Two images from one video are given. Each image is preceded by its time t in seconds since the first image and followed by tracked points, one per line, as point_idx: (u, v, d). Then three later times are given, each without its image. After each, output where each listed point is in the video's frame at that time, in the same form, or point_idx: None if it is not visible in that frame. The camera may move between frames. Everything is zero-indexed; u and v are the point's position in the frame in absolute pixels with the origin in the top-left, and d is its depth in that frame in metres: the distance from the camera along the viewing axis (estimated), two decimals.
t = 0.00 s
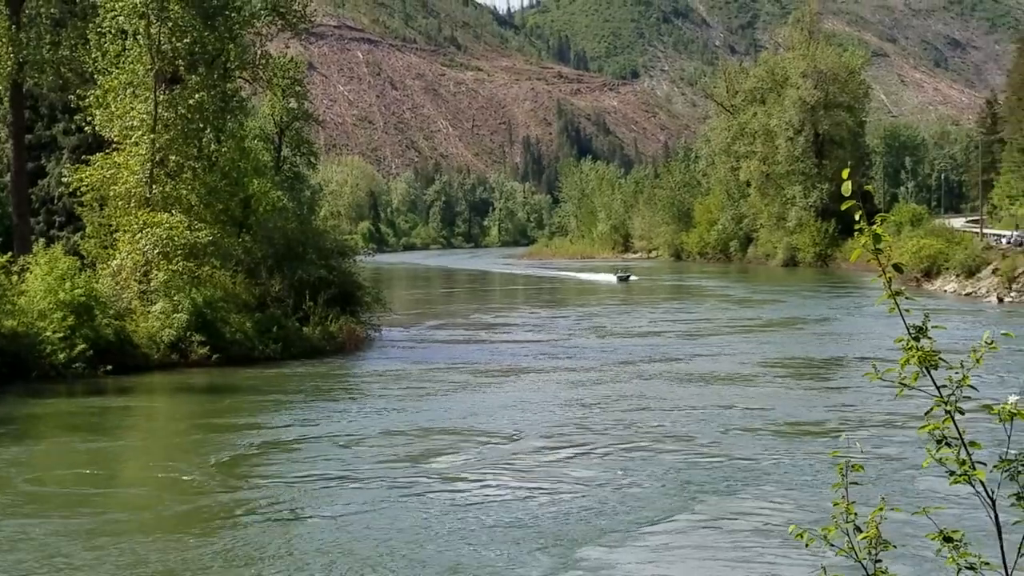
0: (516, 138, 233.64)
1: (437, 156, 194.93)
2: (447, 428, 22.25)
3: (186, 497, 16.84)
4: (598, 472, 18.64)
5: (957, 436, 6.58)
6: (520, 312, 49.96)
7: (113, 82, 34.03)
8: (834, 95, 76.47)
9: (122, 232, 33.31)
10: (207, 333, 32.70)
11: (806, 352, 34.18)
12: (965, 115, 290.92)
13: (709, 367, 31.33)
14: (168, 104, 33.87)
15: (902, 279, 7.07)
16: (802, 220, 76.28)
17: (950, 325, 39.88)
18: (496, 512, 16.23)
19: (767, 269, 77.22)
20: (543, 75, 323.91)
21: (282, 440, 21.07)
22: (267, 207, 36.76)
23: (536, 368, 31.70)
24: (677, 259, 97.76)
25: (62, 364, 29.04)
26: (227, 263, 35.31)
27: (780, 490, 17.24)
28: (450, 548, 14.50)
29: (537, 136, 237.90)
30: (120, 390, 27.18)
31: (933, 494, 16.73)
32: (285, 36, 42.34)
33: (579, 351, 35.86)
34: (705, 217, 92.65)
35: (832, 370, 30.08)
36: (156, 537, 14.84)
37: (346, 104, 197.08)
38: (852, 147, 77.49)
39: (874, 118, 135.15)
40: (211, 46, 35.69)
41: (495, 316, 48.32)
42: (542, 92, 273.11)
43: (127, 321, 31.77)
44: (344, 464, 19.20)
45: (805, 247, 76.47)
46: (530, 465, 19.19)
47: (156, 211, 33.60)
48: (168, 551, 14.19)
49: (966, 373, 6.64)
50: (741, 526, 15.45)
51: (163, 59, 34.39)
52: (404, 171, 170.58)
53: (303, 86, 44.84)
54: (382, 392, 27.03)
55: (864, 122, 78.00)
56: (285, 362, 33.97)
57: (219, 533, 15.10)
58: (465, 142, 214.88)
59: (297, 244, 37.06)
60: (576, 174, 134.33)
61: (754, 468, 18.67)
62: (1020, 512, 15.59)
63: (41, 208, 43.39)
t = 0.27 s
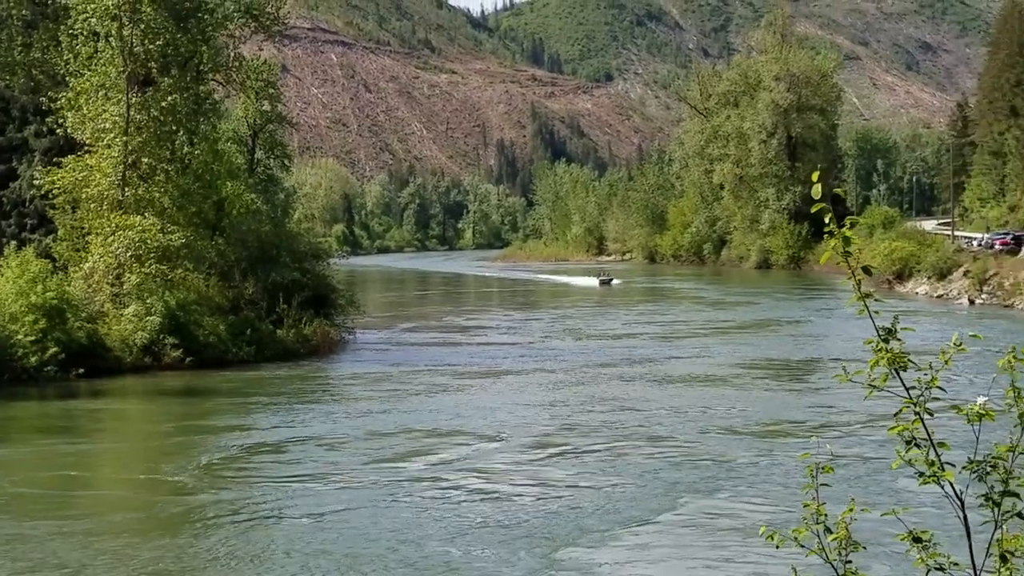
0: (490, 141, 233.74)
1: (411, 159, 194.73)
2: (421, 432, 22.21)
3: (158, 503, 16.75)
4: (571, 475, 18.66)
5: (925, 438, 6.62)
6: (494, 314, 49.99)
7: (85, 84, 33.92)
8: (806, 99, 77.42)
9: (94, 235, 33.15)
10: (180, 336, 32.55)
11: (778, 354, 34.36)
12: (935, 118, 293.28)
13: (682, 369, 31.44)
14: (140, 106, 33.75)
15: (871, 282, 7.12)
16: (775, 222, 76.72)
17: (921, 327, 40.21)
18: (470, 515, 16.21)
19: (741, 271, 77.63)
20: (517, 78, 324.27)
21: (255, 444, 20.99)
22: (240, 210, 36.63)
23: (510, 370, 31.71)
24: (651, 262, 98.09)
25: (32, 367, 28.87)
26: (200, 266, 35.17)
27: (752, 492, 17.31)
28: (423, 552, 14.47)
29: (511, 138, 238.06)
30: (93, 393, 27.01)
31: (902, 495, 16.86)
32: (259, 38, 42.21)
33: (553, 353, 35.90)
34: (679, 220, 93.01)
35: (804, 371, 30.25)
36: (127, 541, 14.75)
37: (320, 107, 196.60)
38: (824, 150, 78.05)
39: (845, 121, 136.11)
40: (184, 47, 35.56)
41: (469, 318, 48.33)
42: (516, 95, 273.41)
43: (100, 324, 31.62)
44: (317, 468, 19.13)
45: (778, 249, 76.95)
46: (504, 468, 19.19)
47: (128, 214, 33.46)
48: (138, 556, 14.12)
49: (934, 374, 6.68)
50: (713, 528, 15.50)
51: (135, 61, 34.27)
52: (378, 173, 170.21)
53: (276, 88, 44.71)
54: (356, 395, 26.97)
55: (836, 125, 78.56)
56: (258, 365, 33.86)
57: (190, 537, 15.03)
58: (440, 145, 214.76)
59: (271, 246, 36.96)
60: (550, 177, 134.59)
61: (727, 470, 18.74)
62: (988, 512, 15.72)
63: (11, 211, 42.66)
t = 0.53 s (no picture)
0: (457, 142, 233.54)
1: (378, 160, 194.32)
2: (388, 433, 22.20)
3: (122, 507, 16.67)
4: (538, 475, 18.73)
5: (886, 435, 6.74)
6: (462, 315, 50.04)
7: (49, 85, 33.69)
8: (772, 99, 77.93)
9: (59, 236, 32.93)
10: (146, 338, 32.38)
11: (743, 353, 34.62)
12: (899, 119, 296.17)
13: (649, 368, 31.59)
14: (105, 107, 33.57)
15: (832, 283, 7.24)
16: (741, 223, 77.26)
17: (884, 325, 40.66)
18: (437, 517, 16.25)
19: (707, 271, 78.08)
20: (484, 78, 324.13)
21: (221, 447, 20.91)
22: (207, 212, 36.56)
23: (478, 371, 31.75)
24: (619, 263, 98.46)
25: None
26: (166, 267, 35.00)
27: (717, 490, 17.45)
28: (390, 554, 14.49)
29: (479, 139, 238.12)
30: (58, 396, 26.81)
31: (864, 493, 17.07)
32: (225, 39, 42.03)
33: (521, 354, 36.01)
34: (646, 220, 93.38)
35: (770, 370, 30.52)
36: (91, 546, 14.68)
37: (286, 108, 195.81)
38: (789, 150, 78.64)
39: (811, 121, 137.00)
40: (149, 49, 35.38)
41: (437, 319, 48.35)
42: (484, 96, 273.26)
43: (65, 327, 31.40)
44: (284, 471, 19.09)
45: (744, 249, 77.44)
46: (471, 469, 19.23)
47: (93, 216, 33.25)
48: (102, 560, 14.05)
49: (893, 373, 6.80)
50: (678, 527, 15.62)
51: (100, 63, 34.07)
52: (345, 175, 169.66)
53: (242, 89, 44.55)
54: (323, 396, 26.92)
55: (801, 126, 79.25)
56: (225, 367, 33.75)
57: (155, 542, 14.96)
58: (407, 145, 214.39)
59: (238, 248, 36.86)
60: (518, 177, 134.63)
61: (692, 469, 18.88)
62: (948, 509, 15.95)
63: None
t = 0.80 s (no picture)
0: (446, 135, 233.27)
1: (367, 152, 194.04)
2: (376, 426, 22.17)
3: (103, 501, 16.60)
4: (526, 469, 18.73)
5: (870, 428, 6.79)
6: (450, 308, 50.03)
7: (35, 76, 33.57)
8: (760, 93, 78.02)
9: (46, 229, 32.80)
10: (134, 330, 32.30)
11: (730, 346, 34.71)
12: (887, 113, 296.84)
13: (636, 361, 31.62)
14: (92, 99, 33.45)
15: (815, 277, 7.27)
16: (729, 216, 77.37)
17: (871, 319, 40.80)
18: (425, 512, 16.23)
19: (695, 265, 78.21)
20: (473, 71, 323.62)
21: (206, 440, 20.83)
22: (195, 204, 36.58)
23: (466, 364, 31.76)
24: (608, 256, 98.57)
25: None
26: (154, 260, 34.91)
27: (703, 484, 17.49)
28: (378, 548, 14.49)
29: (467, 132, 237.93)
30: (44, 389, 26.74)
31: (850, 485, 17.14)
32: (213, 31, 41.92)
33: (512, 346, 36.10)
34: (634, 214, 93.48)
35: (760, 363, 30.67)
36: (75, 541, 14.61)
37: (275, 100, 195.37)
38: (778, 144, 78.80)
39: (799, 115, 137.17)
40: (136, 40, 35.28)
41: (424, 312, 48.33)
42: (473, 89, 272.89)
43: (52, 319, 31.31)
44: (270, 466, 19.02)
45: (733, 243, 77.58)
46: (458, 463, 19.21)
47: (81, 208, 33.15)
48: (85, 555, 14.01)
49: (878, 366, 6.86)
50: (665, 520, 15.66)
51: (87, 54, 33.98)
52: (333, 167, 169.35)
53: (230, 81, 44.47)
54: (311, 389, 26.89)
55: (789, 119, 79.40)
56: (214, 359, 33.69)
57: (139, 537, 14.90)
58: (396, 138, 214.09)
59: (226, 240, 36.81)
60: (507, 170, 134.54)
61: (679, 462, 18.90)
62: (932, 501, 16.05)
63: None
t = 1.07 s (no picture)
0: (443, 131, 233.16)
1: (364, 149, 193.95)
2: (375, 422, 22.18)
3: (101, 497, 16.55)
4: (525, 465, 18.73)
5: (867, 424, 6.78)
6: (446, 304, 50.04)
7: (32, 72, 33.54)
8: (757, 89, 78.03)
9: (43, 224, 32.77)
10: (130, 326, 32.26)
11: (727, 341, 34.74)
12: (883, 109, 297.00)
13: (633, 357, 31.63)
14: (89, 95, 33.40)
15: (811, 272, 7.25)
16: (727, 213, 77.36)
17: (867, 315, 40.85)
18: (426, 507, 16.24)
19: (692, 261, 78.20)
20: (470, 67, 323.47)
21: (203, 436, 20.79)
22: (191, 200, 36.56)
23: (463, 360, 31.76)
24: (605, 252, 98.55)
25: None
26: (151, 256, 34.85)
27: (702, 479, 17.49)
28: (377, 543, 14.45)
29: (464, 128, 237.85)
30: (40, 385, 26.70)
31: (848, 481, 17.16)
32: (210, 27, 41.87)
33: (511, 343, 36.13)
34: (631, 210, 93.49)
35: (759, 359, 30.71)
36: (73, 536, 14.55)
37: (272, 96, 195.21)
38: (775, 140, 78.81)
39: (797, 112, 137.19)
40: (133, 36, 35.22)
41: (421, 308, 48.33)
42: (470, 85, 272.78)
43: (49, 315, 31.27)
44: (268, 461, 18.99)
45: (729, 240, 77.59)
46: (457, 459, 19.20)
47: (77, 204, 33.11)
48: (83, 550, 13.97)
49: (875, 362, 6.85)
50: (664, 515, 15.66)
51: (84, 50, 33.93)
52: (330, 163, 169.26)
53: (227, 77, 44.45)
54: (309, 385, 26.85)
55: (786, 116, 79.43)
56: (210, 355, 33.64)
57: (137, 532, 14.85)
58: (393, 134, 213.99)
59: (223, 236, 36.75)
60: (503, 167, 134.54)
61: (677, 458, 18.91)
62: (928, 497, 16.08)
63: None
